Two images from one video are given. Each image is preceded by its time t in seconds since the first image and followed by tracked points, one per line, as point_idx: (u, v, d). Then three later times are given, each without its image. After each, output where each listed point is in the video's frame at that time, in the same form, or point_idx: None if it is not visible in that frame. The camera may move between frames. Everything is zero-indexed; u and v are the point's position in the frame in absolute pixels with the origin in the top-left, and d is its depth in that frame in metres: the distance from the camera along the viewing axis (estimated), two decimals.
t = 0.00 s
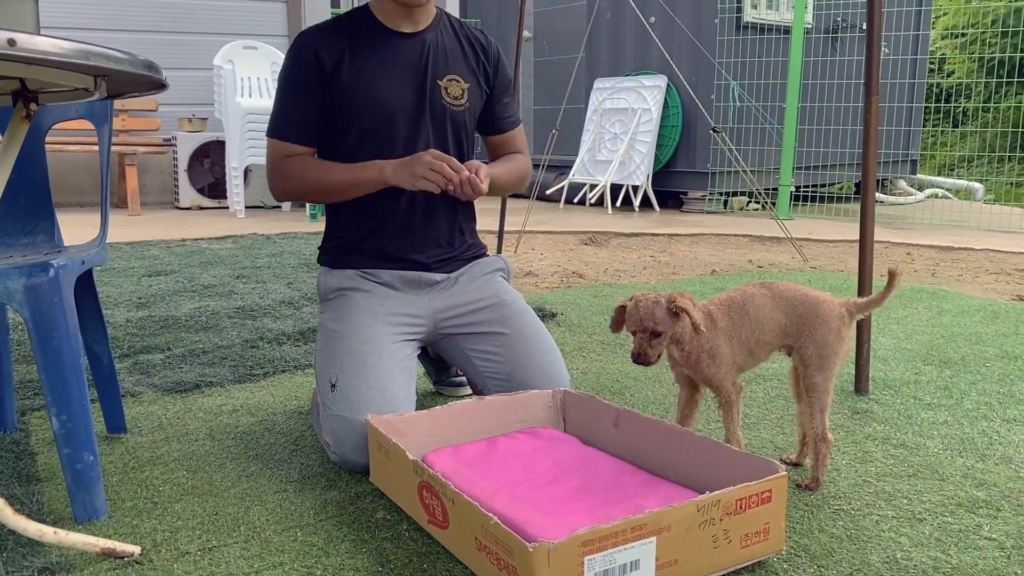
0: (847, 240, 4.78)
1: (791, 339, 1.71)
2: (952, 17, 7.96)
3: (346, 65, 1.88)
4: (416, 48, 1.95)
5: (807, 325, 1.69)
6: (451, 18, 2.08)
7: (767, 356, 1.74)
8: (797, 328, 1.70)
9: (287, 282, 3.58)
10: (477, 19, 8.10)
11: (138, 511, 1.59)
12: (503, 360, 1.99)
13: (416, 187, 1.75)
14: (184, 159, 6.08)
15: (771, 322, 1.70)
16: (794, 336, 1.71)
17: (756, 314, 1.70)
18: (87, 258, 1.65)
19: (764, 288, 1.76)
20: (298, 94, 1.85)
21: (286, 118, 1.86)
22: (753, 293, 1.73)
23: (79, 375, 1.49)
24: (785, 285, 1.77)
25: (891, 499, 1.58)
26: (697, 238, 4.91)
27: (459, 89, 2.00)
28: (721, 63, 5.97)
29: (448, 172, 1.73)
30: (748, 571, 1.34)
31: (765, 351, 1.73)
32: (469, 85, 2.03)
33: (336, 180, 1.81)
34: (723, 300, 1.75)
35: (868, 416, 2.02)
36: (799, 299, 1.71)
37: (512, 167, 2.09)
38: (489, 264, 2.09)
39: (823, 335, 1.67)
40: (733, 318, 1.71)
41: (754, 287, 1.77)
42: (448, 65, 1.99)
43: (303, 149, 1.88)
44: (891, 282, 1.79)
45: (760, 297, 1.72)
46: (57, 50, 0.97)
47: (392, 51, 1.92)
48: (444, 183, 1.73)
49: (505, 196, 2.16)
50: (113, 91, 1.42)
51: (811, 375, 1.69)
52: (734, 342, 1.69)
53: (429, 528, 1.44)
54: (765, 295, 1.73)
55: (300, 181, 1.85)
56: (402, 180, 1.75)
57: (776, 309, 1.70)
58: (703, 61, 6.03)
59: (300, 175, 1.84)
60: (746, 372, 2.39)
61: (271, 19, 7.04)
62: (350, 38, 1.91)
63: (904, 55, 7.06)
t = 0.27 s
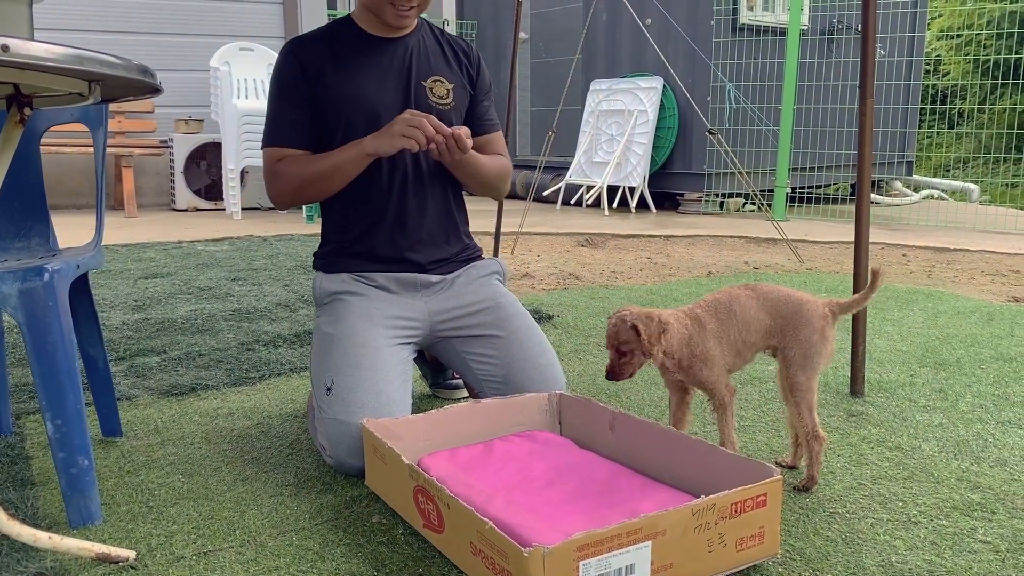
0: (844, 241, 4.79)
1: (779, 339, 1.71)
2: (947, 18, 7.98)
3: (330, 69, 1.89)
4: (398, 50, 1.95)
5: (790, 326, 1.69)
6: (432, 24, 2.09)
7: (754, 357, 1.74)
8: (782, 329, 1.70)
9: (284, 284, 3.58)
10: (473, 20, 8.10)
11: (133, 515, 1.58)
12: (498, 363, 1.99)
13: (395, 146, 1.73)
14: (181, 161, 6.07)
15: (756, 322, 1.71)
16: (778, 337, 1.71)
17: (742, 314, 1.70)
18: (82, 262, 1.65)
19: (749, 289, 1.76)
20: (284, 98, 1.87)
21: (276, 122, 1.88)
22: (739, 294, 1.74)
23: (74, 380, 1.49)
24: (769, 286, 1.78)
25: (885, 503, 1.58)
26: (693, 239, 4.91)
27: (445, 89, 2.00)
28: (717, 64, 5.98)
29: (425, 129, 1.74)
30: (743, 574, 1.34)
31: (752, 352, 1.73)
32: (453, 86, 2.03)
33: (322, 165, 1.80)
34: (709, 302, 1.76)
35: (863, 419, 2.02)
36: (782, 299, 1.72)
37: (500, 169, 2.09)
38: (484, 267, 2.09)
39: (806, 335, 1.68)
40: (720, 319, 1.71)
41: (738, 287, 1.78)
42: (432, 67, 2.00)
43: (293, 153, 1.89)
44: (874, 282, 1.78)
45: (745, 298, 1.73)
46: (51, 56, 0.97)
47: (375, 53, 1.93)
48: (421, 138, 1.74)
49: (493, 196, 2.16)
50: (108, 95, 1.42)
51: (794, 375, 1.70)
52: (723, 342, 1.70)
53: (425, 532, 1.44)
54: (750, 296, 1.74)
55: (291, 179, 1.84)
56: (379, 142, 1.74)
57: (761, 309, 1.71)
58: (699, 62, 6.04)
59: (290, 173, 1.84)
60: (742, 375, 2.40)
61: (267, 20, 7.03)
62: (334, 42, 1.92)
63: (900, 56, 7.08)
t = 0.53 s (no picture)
0: (842, 240, 4.80)
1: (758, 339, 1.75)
2: (944, 18, 8.00)
3: (331, 69, 1.89)
4: (398, 50, 1.96)
5: (774, 326, 1.73)
6: (430, 24, 2.10)
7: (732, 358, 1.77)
8: (764, 329, 1.74)
9: (282, 284, 3.58)
10: (471, 20, 8.11)
11: (134, 514, 1.58)
12: (498, 362, 2.00)
13: (402, 147, 1.74)
14: (178, 160, 6.06)
15: (738, 325, 1.73)
16: (761, 337, 1.75)
17: (724, 316, 1.72)
18: (82, 262, 1.64)
19: (733, 290, 1.78)
20: (284, 98, 1.87)
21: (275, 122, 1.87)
22: (721, 296, 1.75)
23: (75, 379, 1.49)
24: (751, 286, 1.81)
25: (885, 501, 1.59)
26: (692, 239, 4.92)
27: (445, 89, 2.01)
28: (715, 64, 5.99)
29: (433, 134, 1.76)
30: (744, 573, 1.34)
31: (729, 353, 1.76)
32: (453, 85, 2.04)
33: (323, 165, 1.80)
34: (681, 308, 1.78)
35: (862, 418, 2.03)
36: (766, 301, 1.75)
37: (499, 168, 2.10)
38: (484, 267, 2.09)
39: (789, 335, 1.72)
40: (693, 324, 1.74)
41: (722, 289, 1.79)
42: (431, 67, 2.00)
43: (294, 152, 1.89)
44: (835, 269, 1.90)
45: (728, 300, 1.74)
46: (54, 55, 0.97)
47: (375, 53, 1.93)
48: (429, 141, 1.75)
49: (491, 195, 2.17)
50: (109, 95, 1.42)
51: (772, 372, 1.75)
52: (696, 345, 1.73)
53: (426, 531, 1.44)
54: (734, 298, 1.76)
55: (291, 178, 1.84)
56: (386, 142, 1.75)
57: (744, 312, 1.73)
58: (697, 62, 6.05)
59: (291, 171, 1.84)
60: (741, 374, 2.40)
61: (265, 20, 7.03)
62: (333, 41, 1.92)
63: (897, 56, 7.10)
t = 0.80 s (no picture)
0: (840, 239, 4.81)
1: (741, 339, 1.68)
2: (941, 18, 8.02)
3: (332, 67, 1.88)
4: (401, 48, 1.95)
5: (756, 327, 1.68)
6: (431, 21, 2.10)
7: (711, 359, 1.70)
8: (747, 330, 1.68)
9: (281, 282, 3.57)
10: (469, 19, 8.11)
11: (133, 512, 1.58)
12: (498, 360, 2.00)
13: (409, 160, 1.74)
14: (176, 159, 6.06)
15: (720, 328, 1.66)
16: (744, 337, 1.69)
17: (705, 320, 1.64)
18: (81, 260, 1.64)
19: (714, 291, 1.70)
20: (285, 96, 1.86)
21: (275, 120, 1.87)
22: (701, 299, 1.67)
23: (74, 377, 1.49)
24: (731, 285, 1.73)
25: (884, 498, 1.59)
26: (690, 237, 4.92)
27: (447, 88, 2.01)
28: (713, 63, 5.99)
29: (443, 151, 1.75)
30: (744, 570, 1.34)
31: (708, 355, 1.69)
32: (455, 84, 2.04)
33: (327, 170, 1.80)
34: (660, 310, 1.68)
35: (861, 415, 2.03)
36: (749, 301, 1.68)
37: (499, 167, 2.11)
38: (483, 265, 2.09)
39: (772, 334, 1.68)
40: (673, 330, 1.65)
41: (701, 289, 1.70)
42: (433, 65, 2.00)
43: (294, 151, 1.88)
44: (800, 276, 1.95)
45: (710, 303, 1.66)
46: (52, 51, 0.97)
47: (378, 51, 1.93)
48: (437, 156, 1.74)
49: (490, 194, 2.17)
50: (107, 92, 1.42)
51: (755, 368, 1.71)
52: (675, 350, 1.65)
53: (426, 528, 1.44)
54: (716, 299, 1.68)
55: (291, 178, 1.83)
56: (392, 154, 1.74)
57: (726, 315, 1.66)
58: (695, 61, 6.05)
59: (292, 172, 1.83)
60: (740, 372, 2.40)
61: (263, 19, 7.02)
62: (334, 39, 1.91)
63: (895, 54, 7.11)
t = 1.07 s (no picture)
0: (838, 237, 4.80)
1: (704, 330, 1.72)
2: (940, 16, 8.02)
3: (331, 65, 1.88)
4: (399, 46, 1.95)
5: (717, 318, 1.71)
6: (430, 17, 2.09)
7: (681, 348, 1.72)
8: (710, 321, 1.71)
9: (278, 281, 3.57)
10: (468, 17, 8.10)
11: (129, 510, 1.58)
12: (496, 357, 1.99)
13: (406, 164, 1.75)
14: (175, 158, 6.05)
15: (687, 318, 1.69)
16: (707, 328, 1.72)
17: (676, 310, 1.66)
18: (77, 256, 1.64)
19: (678, 283, 1.72)
20: (283, 93, 1.86)
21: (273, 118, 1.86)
22: (670, 290, 1.69)
23: (70, 374, 1.48)
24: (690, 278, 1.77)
25: (883, 495, 1.58)
26: (688, 235, 4.92)
27: (446, 86, 2.01)
28: (712, 61, 5.99)
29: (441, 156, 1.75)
30: (741, 567, 1.34)
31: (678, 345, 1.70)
32: (454, 82, 2.04)
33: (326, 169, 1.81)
34: (636, 301, 1.68)
35: (859, 412, 2.03)
36: (712, 294, 1.73)
37: (498, 165, 2.10)
38: (481, 262, 2.09)
39: (733, 326, 1.71)
40: (652, 319, 1.64)
41: (669, 282, 1.72)
42: (432, 62, 2.00)
43: (290, 149, 1.89)
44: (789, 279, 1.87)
45: (676, 295, 1.69)
46: (45, 45, 0.96)
47: (376, 48, 1.92)
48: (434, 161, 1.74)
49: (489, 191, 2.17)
50: (103, 88, 1.42)
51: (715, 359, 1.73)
52: (656, 341, 1.65)
53: (423, 525, 1.44)
54: (680, 290, 1.71)
55: (288, 176, 1.84)
56: (391, 159, 1.75)
57: (690, 304, 1.69)
58: (694, 59, 6.05)
59: (289, 170, 1.84)
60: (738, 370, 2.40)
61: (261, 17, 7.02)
62: (333, 36, 1.90)
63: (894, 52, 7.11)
